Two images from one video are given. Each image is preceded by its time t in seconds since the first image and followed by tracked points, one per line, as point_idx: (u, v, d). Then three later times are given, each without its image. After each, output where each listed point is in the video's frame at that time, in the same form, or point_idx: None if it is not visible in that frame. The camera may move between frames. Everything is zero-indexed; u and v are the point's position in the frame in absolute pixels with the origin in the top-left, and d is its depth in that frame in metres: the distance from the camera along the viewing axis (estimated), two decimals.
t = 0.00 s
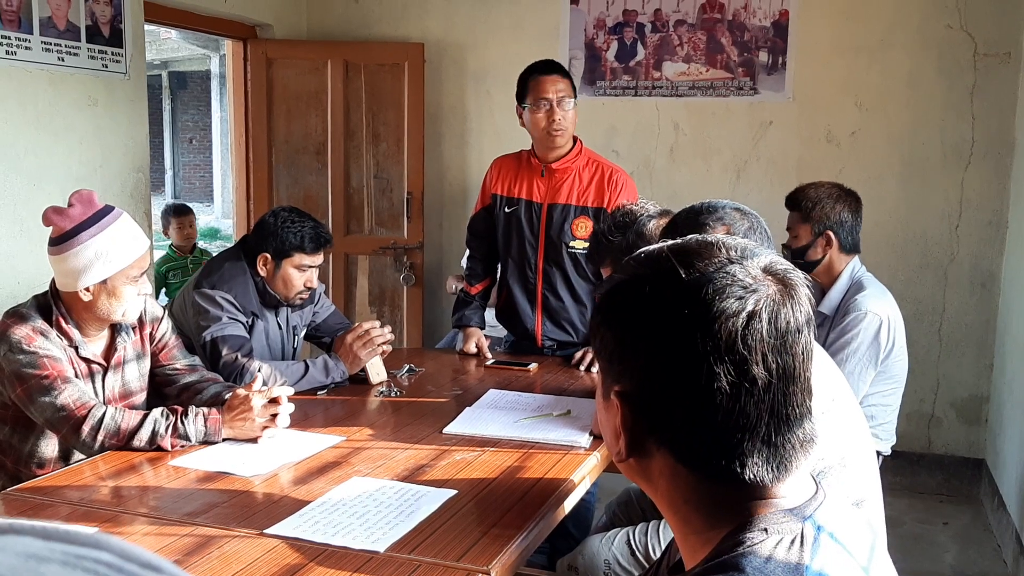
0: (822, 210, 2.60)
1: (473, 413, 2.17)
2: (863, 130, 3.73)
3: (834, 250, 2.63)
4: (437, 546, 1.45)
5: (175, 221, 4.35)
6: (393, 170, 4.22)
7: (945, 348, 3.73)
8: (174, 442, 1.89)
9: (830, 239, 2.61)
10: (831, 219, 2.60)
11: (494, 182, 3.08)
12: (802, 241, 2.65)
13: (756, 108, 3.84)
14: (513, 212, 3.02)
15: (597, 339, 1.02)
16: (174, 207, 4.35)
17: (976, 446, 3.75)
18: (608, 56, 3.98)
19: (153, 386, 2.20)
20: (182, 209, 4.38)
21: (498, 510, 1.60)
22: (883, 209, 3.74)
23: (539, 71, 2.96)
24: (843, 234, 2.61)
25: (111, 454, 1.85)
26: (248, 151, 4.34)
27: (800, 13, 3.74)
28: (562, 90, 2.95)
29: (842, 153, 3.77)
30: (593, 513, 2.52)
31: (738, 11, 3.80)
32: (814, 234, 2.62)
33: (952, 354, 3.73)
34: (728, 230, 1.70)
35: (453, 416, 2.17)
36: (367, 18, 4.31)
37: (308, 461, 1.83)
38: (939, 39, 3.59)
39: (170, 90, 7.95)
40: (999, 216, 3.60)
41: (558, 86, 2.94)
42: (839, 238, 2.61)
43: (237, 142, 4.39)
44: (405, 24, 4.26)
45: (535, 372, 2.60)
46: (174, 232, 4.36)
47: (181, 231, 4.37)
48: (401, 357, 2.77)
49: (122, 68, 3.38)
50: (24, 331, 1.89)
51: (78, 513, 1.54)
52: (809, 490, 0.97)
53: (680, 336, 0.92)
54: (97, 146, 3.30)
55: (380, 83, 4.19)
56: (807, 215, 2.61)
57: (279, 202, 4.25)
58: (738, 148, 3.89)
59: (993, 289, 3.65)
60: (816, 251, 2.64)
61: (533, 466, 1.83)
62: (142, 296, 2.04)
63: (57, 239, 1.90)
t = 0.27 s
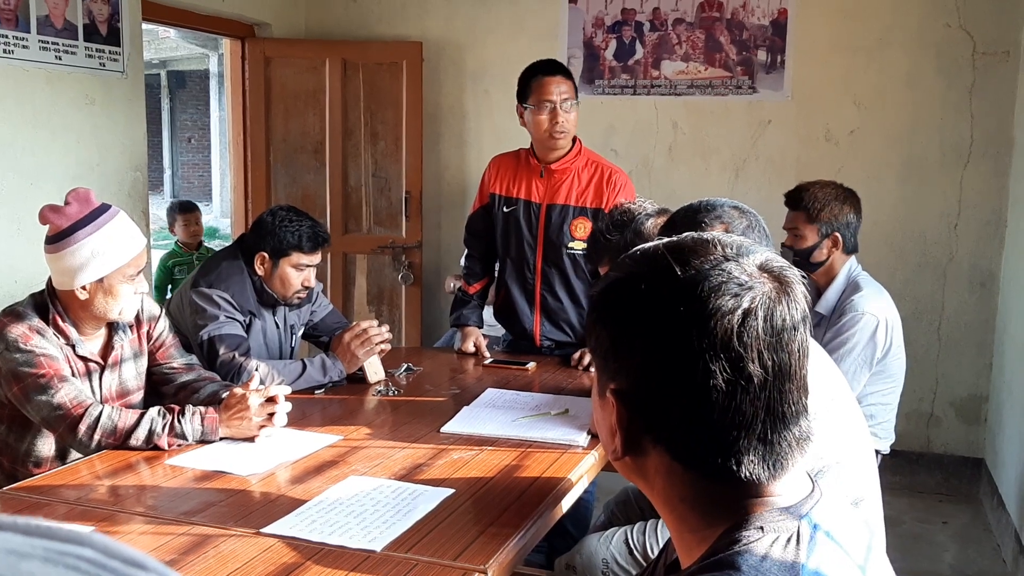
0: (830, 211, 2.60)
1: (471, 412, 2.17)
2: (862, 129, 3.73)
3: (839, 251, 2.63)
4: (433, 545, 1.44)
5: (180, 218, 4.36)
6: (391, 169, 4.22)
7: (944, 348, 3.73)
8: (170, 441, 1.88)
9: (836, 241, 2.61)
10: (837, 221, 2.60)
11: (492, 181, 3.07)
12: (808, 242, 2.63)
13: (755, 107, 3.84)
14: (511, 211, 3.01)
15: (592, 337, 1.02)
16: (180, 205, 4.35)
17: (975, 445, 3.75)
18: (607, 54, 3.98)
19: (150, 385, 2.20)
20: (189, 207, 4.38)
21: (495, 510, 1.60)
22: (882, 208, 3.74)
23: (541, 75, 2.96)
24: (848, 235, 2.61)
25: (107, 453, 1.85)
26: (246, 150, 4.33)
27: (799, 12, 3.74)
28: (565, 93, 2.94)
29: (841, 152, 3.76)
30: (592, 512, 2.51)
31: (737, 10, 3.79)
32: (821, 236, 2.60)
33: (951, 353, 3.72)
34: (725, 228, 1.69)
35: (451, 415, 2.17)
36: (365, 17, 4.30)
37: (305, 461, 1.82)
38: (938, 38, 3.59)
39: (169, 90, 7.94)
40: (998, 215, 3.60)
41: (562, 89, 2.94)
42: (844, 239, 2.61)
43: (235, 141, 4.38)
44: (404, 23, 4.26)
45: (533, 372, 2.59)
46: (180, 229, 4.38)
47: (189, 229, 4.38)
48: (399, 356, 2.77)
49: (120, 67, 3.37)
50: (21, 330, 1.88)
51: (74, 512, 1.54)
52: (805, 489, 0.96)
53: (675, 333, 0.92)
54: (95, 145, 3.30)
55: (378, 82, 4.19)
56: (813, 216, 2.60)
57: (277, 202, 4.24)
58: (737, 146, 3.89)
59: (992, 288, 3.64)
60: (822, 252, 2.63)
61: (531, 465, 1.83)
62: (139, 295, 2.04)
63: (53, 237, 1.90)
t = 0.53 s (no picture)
0: (832, 213, 2.60)
1: (472, 413, 2.17)
2: (863, 129, 3.73)
3: (840, 254, 2.63)
4: (433, 546, 1.45)
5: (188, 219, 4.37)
6: (392, 170, 4.22)
7: (945, 348, 3.73)
8: (172, 442, 1.89)
9: (838, 242, 2.61)
10: (839, 223, 2.60)
11: (492, 182, 3.08)
12: (810, 244, 2.63)
13: (756, 108, 3.84)
14: (512, 212, 3.02)
15: (590, 339, 1.02)
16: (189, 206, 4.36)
17: (976, 446, 3.74)
18: (608, 55, 3.98)
19: (152, 386, 2.20)
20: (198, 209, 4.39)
21: (495, 510, 1.60)
22: (883, 209, 3.74)
23: (535, 74, 2.95)
24: (849, 238, 2.61)
25: (108, 454, 1.85)
26: (248, 151, 4.34)
27: (800, 13, 3.74)
28: (560, 94, 2.94)
29: (842, 152, 3.76)
30: (592, 513, 2.51)
31: (738, 11, 3.79)
32: (823, 238, 2.60)
33: (952, 354, 3.72)
34: (725, 229, 1.70)
35: (451, 415, 2.17)
36: (366, 18, 4.31)
37: (306, 461, 1.83)
38: (939, 39, 3.59)
39: (171, 91, 7.95)
40: (999, 216, 3.60)
41: (555, 90, 2.93)
42: (845, 242, 2.62)
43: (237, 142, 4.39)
44: (405, 24, 4.26)
45: (534, 372, 2.60)
46: (188, 230, 4.39)
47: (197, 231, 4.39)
48: (400, 357, 2.77)
49: (122, 68, 3.38)
50: (22, 331, 1.89)
51: (76, 513, 1.54)
52: (801, 489, 0.97)
53: (671, 334, 0.92)
54: (97, 147, 3.31)
55: (380, 83, 4.19)
56: (814, 219, 2.60)
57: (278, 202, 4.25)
58: (737, 147, 3.89)
59: (993, 289, 3.64)
60: (823, 255, 2.63)
61: (531, 466, 1.83)
62: (141, 296, 2.05)
63: (55, 238, 1.90)
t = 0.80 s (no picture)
0: (832, 213, 2.59)
1: (471, 412, 2.17)
2: (862, 128, 3.73)
3: (840, 253, 2.63)
4: (432, 544, 1.45)
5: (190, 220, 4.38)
6: (392, 170, 4.23)
7: (945, 348, 3.73)
8: (171, 441, 1.89)
9: (838, 242, 2.61)
10: (839, 222, 2.60)
11: (491, 182, 3.08)
12: (810, 244, 2.62)
13: (755, 107, 3.84)
14: (510, 212, 3.02)
15: (587, 336, 1.02)
16: (190, 207, 4.37)
17: (975, 445, 3.74)
18: (607, 55, 3.98)
19: (151, 385, 2.20)
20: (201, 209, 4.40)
21: (494, 509, 1.60)
22: (882, 208, 3.74)
23: (532, 71, 2.97)
24: (849, 237, 2.61)
25: (107, 453, 1.85)
26: (247, 151, 4.34)
27: (799, 12, 3.74)
28: (555, 91, 2.96)
29: (842, 151, 3.76)
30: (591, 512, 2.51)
31: (737, 10, 3.79)
32: (823, 238, 2.60)
33: (952, 353, 3.72)
34: (723, 227, 1.69)
35: (450, 414, 2.17)
36: (366, 17, 4.31)
37: (305, 460, 1.83)
38: (938, 38, 3.59)
39: (171, 91, 7.95)
40: (998, 215, 3.60)
41: (550, 87, 2.96)
42: (845, 242, 2.62)
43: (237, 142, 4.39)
44: (405, 24, 4.26)
45: (533, 372, 2.60)
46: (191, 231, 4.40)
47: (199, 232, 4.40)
48: (400, 356, 2.77)
49: (121, 68, 3.38)
50: (21, 331, 1.89)
51: (74, 512, 1.54)
52: (798, 487, 0.97)
53: (668, 331, 0.92)
54: (96, 146, 3.31)
55: (379, 82, 4.19)
56: (814, 219, 2.60)
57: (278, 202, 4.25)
58: (737, 146, 3.89)
59: (993, 288, 3.64)
60: (823, 255, 2.63)
61: (530, 465, 1.83)
62: (140, 296, 2.05)
63: (54, 238, 1.90)
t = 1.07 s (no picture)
0: (832, 212, 2.59)
1: (472, 411, 2.17)
2: (863, 127, 3.73)
3: (839, 253, 2.63)
4: (433, 542, 1.45)
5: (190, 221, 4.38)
6: (392, 169, 4.22)
7: (946, 346, 3.73)
8: (171, 439, 1.89)
9: (837, 242, 2.61)
10: (838, 222, 2.59)
11: (491, 181, 3.08)
12: (809, 243, 2.62)
13: (755, 106, 3.84)
14: (510, 211, 3.02)
15: (588, 333, 1.02)
16: (191, 207, 4.37)
17: (976, 444, 3.74)
18: (608, 53, 3.98)
19: (152, 384, 2.20)
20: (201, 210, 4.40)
21: (494, 507, 1.60)
22: (883, 207, 3.74)
23: (531, 70, 2.98)
24: (848, 237, 2.61)
25: (108, 451, 1.85)
26: (247, 149, 4.34)
27: (799, 10, 3.74)
28: (553, 89, 2.97)
29: (842, 150, 3.76)
30: (592, 510, 2.51)
31: (738, 9, 3.79)
32: (822, 237, 2.60)
33: (952, 352, 3.72)
34: (724, 225, 1.69)
35: (451, 413, 2.17)
36: (366, 16, 4.31)
37: (306, 458, 1.83)
38: (938, 36, 3.59)
39: (171, 90, 7.94)
40: (998, 213, 3.60)
41: (549, 85, 2.97)
42: (844, 241, 2.61)
43: (237, 141, 4.39)
44: (405, 22, 4.26)
45: (534, 370, 2.60)
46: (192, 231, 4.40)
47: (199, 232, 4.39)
48: (400, 355, 2.77)
49: (121, 67, 3.38)
50: (22, 329, 1.89)
51: (76, 510, 1.54)
52: (800, 484, 0.97)
53: (669, 327, 0.92)
54: (96, 145, 3.31)
55: (379, 81, 4.19)
56: (813, 219, 2.59)
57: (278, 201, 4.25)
58: (737, 145, 3.89)
59: (993, 286, 3.64)
60: (822, 255, 2.63)
61: (531, 463, 1.83)
62: (140, 294, 2.05)
63: (55, 237, 1.90)
